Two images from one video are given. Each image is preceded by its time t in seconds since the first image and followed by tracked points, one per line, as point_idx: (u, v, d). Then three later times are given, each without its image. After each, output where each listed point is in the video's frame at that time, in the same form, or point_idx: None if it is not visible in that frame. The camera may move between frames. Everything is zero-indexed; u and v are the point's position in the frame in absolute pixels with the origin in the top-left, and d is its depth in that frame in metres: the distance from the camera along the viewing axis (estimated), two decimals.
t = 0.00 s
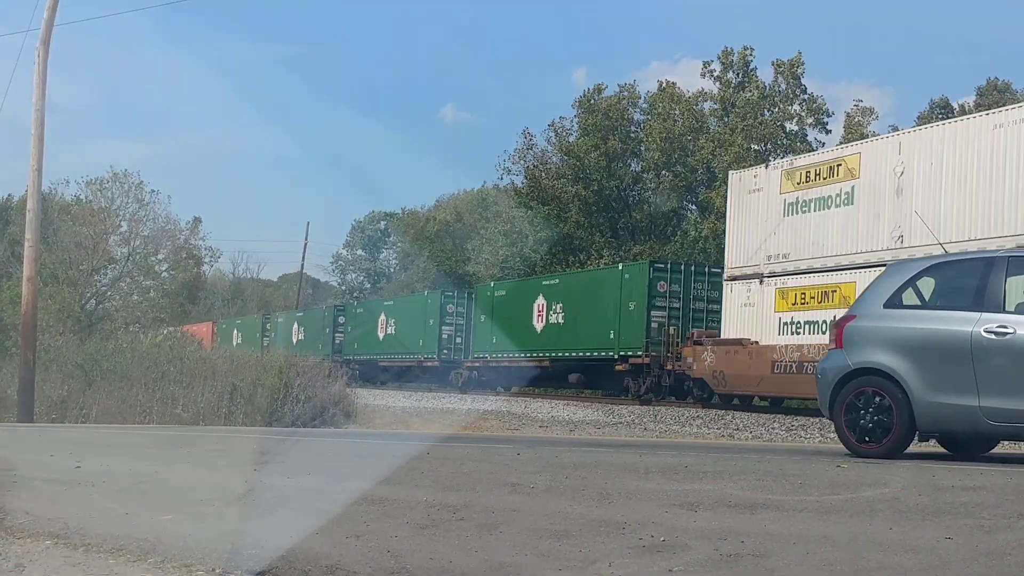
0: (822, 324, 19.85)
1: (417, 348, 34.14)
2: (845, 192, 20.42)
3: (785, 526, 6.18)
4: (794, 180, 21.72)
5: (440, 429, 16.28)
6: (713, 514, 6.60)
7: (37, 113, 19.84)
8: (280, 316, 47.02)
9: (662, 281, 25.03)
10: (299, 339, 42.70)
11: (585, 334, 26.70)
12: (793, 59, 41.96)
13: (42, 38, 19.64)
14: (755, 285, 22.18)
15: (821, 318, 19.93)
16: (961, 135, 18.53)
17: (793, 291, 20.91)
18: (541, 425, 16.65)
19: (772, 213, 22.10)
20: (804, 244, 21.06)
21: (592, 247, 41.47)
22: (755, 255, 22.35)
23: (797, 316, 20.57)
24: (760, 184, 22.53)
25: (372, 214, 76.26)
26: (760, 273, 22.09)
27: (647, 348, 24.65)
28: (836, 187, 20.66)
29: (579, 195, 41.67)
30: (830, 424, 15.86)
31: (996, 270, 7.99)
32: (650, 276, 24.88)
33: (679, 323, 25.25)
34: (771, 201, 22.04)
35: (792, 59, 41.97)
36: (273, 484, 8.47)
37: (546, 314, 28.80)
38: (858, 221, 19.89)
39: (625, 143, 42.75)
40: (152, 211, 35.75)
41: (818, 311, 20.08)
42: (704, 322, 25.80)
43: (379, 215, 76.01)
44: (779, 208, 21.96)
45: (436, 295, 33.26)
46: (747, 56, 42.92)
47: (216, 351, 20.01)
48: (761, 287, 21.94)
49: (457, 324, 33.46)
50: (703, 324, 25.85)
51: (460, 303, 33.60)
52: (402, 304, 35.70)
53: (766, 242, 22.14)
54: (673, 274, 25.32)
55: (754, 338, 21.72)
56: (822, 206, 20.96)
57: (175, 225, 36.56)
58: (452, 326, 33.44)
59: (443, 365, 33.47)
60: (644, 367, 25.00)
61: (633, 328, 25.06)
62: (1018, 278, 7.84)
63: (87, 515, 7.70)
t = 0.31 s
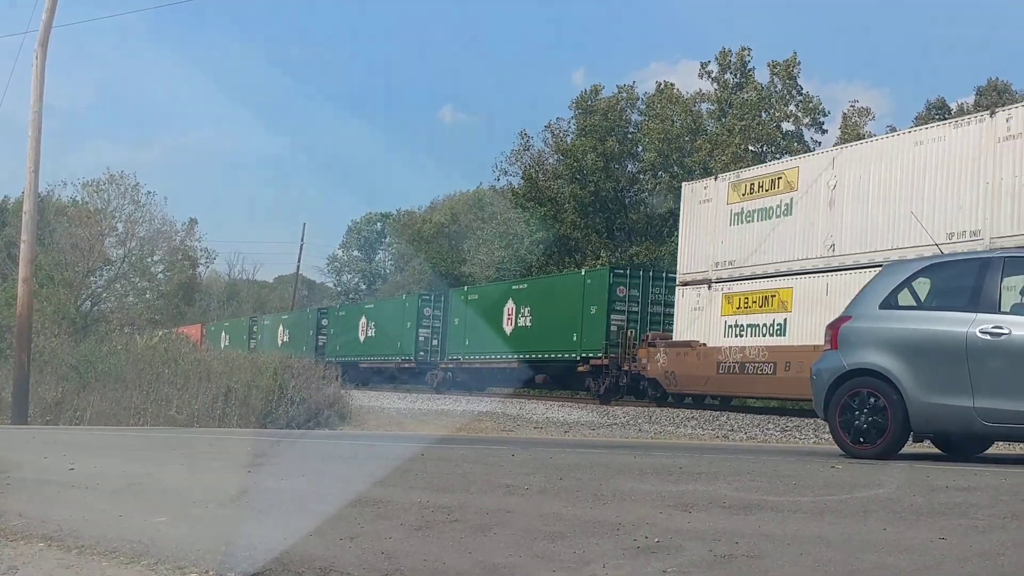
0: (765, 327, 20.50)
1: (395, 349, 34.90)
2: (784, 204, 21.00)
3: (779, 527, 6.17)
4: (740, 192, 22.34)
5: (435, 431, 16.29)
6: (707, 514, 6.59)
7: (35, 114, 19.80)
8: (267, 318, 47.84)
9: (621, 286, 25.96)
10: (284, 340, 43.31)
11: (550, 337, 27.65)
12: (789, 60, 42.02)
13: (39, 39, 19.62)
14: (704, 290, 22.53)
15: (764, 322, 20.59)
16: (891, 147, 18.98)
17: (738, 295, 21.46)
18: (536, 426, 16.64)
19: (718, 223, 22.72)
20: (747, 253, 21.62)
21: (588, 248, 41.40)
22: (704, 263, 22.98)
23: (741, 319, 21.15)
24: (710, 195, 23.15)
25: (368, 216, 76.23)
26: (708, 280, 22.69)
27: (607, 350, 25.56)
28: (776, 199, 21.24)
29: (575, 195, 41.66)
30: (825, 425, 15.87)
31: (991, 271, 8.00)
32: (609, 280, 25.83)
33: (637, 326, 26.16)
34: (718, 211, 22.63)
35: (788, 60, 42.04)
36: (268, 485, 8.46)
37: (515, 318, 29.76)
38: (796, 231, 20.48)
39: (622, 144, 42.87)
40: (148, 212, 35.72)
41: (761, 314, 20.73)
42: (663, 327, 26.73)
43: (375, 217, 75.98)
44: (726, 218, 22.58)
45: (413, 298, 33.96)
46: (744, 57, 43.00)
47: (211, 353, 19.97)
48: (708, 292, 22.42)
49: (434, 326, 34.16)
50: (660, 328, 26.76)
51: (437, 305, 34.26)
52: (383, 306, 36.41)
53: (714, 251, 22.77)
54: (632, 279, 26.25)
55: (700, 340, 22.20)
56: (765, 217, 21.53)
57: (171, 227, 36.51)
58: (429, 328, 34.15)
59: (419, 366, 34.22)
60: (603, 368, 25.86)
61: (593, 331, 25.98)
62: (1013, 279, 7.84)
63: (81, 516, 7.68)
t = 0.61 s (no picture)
0: (717, 329, 21.35)
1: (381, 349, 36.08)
2: (735, 214, 21.62)
3: (782, 527, 6.17)
4: (697, 201, 23.00)
5: (438, 430, 16.31)
6: (709, 514, 6.59)
7: (38, 114, 19.83)
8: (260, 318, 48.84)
9: (591, 289, 27.32)
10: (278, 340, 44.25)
11: (525, 337, 28.93)
12: (790, 59, 41.97)
13: (42, 39, 19.63)
14: (664, 293, 23.34)
15: (717, 324, 21.42)
16: (833, 158, 19.48)
17: (694, 298, 22.31)
18: (538, 426, 16.64)
19: (677, 231, 23.40)
20: (704, 259, 22.34)
21: (590, 247, 41.29)
22: (664, 268, 23.62)
23: (697, 321, 21.99)
24: (669, 204, 23.79)
25: (371, 215, 76.23)
26: (667, 284, 23.36)
27: (577, 350, 26.84)
28: (728, 209, 21.86)
29: (577, 195, 41.54)
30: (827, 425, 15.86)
31: (993, 270, 7.99)
32: (580, 283, 27.18)
33: (607, 327, 27.48)
34: (677, 219, 23.31)
35: (789, 60, 42.01)
36: (271, 484, 8.47)
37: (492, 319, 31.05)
38: (747, 239, 21.03)
39: (624, 143, 42.89)
40: (151, 211, 35.76)
41: (714, 317, 21.57)
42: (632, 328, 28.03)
43: (378, 216, 75.98)
44: (684, 226, 23.26)
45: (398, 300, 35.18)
46: (746, 56, 42.98)
47: (214, 351, 19.98)
48: (667, 294, 23.27)
49: (418, 327, 35.35)
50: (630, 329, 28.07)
51: (422, 307, 35.44)
52: (370, 307, 37.62)
53: (673, 257, 23.42)
54: (602, 282, 27.59)
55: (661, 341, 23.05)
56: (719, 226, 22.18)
57: (174, 226, 36.54)
58: (413, 329, 35.33)
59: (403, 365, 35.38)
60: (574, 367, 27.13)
61: (566, 331, 27.28)
62: (1016, 279, 7.83)
63: (84, 514, 7.70)
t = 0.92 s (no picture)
0: (667, 332, 22.92)
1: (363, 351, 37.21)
2: (684, 223, 23.25)
3: (780, 529, 6.15)
4: (652, 211, 24.62)
5: (436, 431, 16.28)
6: (706, 516, 6.57)
7: (35, 115, 19.79)
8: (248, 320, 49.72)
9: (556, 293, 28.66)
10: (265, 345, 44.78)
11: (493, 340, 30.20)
12: (788, 59, 41.96)
13: (40, 41, 19.61)
14: (622, 298, 25.21)
15: (667, 327, 23.02)
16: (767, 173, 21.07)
17: (649, 303, 24.01)
18: (535, 427, 16.61)
19: (633, 239, 25.04)
20: (655, 266, 23.98)
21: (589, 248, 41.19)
22: (621, 274, 25.30)
23: (650, 324, 23.69)
24: (627, 213, 25.51)
25: (369, 217, 76.11)
26: (624, 288, 25.17)
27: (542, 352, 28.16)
28: (678, 218, 23.50)
29: (577, 196, 41.34)
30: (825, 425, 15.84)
31: (992, 271, 7.98)
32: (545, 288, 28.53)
33: (570, 330, 28.85)
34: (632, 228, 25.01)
35: (787, 60, 41.98)
36: (266, 486, 8.45)
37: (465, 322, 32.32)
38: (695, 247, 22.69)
39: (622, 144, 42.96)
40: (148, 212, 35.72)
41: (664, 320, 23.22)
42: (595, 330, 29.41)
43: (376, 217, 75.87)
44: (639, 234, 24.90)
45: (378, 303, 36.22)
46: (744, 56, 42.98)
47: (211, 353, 19.94)
48: (625, 299, 25.05)
49: (398, 329, 36.41)
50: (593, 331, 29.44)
51: (401, 310, 36.50)
52: (353, 310, 38.70)
53: (630, 263, 25.06)
54: (566, 287, 28.96)
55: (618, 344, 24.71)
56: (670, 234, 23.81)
57: (171, 227, 36.49)
58: (393, 331, 36.40)
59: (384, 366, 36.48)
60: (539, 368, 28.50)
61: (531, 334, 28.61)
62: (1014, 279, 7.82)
63: (79, 517, 7.67)
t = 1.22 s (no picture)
0: (629, 334, 23.45)
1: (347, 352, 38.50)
2: (641, 231, 23.69)
3: (780, 527, 6.17)
4: (612, 220, 25.10)
5: (434, 432, 16.28)
6: (706, 515, 6.59)
7: (30, 117, 19.78)
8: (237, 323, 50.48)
9: (526, 297, 30.01)
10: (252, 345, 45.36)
11: (466, 342, 31.45)
12: (783, 61, 42.02)
13: (35, 42, 19.61)
14: (586, 302, 25.72)
15: (628, 329, 23.55)
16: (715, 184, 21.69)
17: (611, 307, 24.54)
18: (534, 428, 16.63)
19: (597, 245, 25.53)
20: (615, 272, 24.51)
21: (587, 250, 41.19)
22: (584, 279, 25.82)
23: (612, 327, 24.28)
24: (590, 221, 26.03)
25: (365, 218, 76.09)
26: (588, 293, 25.69)
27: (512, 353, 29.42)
28: (635, 227, 23.98)
29: (575, 198, 41.31)
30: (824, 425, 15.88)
31: (988, 271, 8.00)
32: (516, 292, 29.87)
33: (540, 332, 30.17)
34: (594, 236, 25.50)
35: (781, 61, 42.05)
36: (266, 486, 8.47)
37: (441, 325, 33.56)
38: (651, 254, 23.22)
39: (618, 145, 43.03)
40: (144, 215, 35.74)
41: (625, 323, 23.75)
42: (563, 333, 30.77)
43: (371, 219, 75.85)
44: (600, 242, 25.38)
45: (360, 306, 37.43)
46: (739, 58, 43.05)
47: (209, 354, 19.91)
48: (589, 303, 25.61)
49: (380, 331, 37.61)
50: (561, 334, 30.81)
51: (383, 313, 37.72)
52: (337, 313, 39.92)
53: (592, 269, 25.62)
54: (536, 291, 30.30)
55: (584, 345, 25.40)
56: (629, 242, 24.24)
57: (167, 229, 36.53)
58: (376, 334, 37.59)
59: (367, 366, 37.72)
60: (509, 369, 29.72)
61: (502, 336, 29.92)
62: (1010, 279, 7.84)
63: (79, 518, 7.67)
